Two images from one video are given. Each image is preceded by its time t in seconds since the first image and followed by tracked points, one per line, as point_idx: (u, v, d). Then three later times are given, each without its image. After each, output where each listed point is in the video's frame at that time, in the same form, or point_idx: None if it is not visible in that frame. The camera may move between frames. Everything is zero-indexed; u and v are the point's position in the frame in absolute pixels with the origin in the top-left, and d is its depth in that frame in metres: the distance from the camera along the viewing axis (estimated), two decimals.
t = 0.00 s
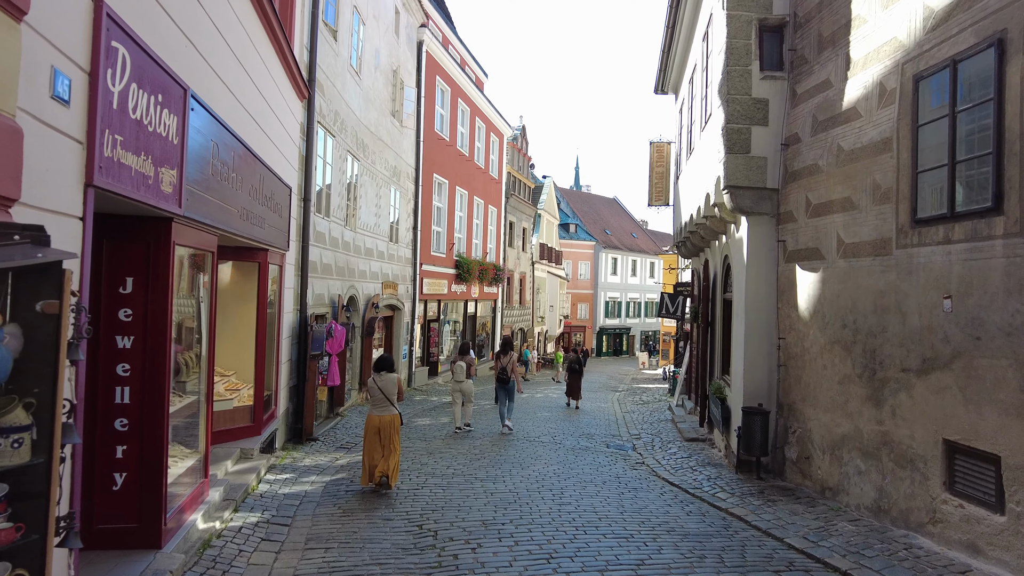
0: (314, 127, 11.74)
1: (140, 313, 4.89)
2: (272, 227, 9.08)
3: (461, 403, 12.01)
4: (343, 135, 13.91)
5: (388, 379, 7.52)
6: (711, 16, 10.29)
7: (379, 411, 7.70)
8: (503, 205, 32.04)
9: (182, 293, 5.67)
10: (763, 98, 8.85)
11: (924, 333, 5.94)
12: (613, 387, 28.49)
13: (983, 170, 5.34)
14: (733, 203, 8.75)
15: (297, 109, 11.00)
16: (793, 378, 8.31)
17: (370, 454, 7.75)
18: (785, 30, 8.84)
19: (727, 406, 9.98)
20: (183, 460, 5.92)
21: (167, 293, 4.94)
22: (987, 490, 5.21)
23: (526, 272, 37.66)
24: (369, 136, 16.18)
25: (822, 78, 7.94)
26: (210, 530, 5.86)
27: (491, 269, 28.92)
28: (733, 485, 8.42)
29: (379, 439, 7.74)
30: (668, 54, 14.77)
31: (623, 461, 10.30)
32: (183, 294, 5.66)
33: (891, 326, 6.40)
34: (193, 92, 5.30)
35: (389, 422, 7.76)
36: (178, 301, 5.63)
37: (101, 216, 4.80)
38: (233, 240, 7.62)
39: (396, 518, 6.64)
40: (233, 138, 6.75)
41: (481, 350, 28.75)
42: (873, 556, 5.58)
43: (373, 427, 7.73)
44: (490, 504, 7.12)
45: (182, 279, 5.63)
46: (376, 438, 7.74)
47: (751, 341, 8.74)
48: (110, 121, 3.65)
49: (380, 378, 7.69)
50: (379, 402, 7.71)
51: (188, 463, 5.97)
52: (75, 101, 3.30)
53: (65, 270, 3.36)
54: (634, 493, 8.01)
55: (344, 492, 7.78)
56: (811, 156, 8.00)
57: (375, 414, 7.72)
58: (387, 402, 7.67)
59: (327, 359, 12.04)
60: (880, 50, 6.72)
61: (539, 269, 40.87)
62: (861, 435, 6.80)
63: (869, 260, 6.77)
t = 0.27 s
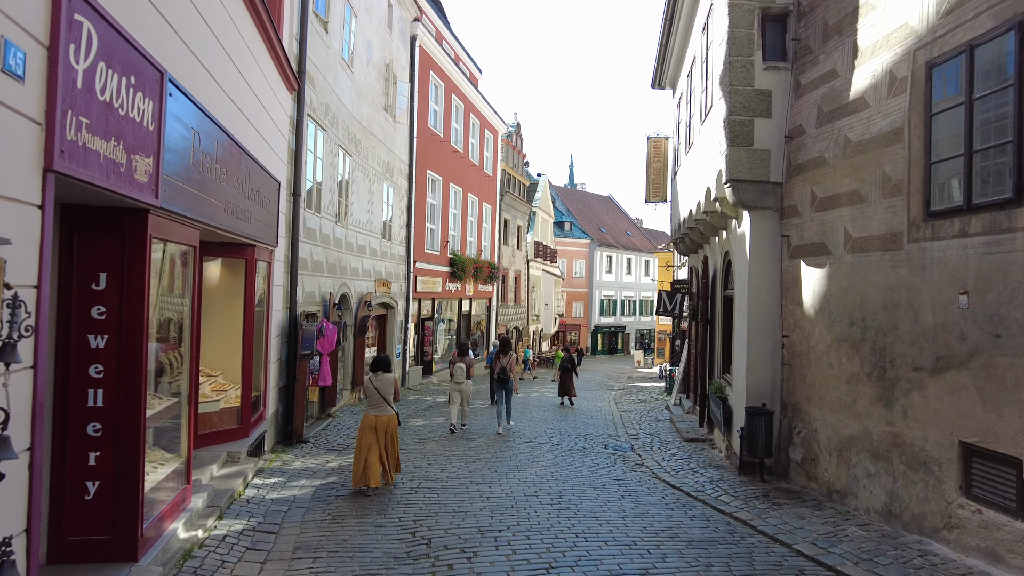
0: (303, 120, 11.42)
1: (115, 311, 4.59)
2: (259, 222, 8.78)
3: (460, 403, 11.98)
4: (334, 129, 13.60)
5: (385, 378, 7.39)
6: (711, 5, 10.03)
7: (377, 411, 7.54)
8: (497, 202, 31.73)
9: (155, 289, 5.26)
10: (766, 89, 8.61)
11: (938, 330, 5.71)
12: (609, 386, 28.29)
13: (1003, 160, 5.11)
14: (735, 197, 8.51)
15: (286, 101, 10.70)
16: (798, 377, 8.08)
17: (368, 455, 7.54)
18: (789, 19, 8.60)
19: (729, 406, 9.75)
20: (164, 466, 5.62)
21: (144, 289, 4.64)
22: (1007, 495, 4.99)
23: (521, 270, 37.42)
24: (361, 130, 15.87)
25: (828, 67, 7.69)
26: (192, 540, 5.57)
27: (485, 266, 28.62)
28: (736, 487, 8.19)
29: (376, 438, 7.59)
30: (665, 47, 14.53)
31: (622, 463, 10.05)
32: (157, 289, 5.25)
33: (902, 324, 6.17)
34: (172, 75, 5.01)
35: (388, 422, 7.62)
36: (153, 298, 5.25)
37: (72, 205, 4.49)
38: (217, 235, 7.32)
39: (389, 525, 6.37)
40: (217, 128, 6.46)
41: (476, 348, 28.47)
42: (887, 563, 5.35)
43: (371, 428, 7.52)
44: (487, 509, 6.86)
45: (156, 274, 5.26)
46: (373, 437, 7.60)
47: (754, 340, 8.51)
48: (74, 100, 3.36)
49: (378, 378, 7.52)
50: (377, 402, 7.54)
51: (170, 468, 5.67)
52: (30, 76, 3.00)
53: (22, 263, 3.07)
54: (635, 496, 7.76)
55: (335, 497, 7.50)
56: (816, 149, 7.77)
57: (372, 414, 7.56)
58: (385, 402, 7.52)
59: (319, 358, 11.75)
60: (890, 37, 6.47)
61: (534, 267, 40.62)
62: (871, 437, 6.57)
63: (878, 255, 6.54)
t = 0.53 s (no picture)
0: (297, 116, 11.16)
1: (93, 312, 4.33)
2: (251, 219, 8.51)
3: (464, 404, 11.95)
4: (328, 126, 13.34)
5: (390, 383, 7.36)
6: None
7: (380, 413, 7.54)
8: (495, 201, 31.47)
9: (145, 288, 5.17)
10: (773, 83, 8.38)
11: (957, 331, 5.50)
12: (609, 386, 28.10)
13: None
14: (742, 193, 8.28)
15: (279, 96, 10.44)
16: (806, 378, 7.86)
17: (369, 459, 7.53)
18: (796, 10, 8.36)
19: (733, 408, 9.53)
20: (148, 474, 5.36)
21: (124, 289, 4.38)
22: None
23: (520, 269, 37.20)
24: (357, 127, 15.61)
25: (837, 59, 7.46)
26: (178, 553, 5.31)
27: (483, 265, 28.39)
28: (743, 492, 7.95)
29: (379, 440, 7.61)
30: (666, 43, 14.30)
31: (624, 466, 9.81)
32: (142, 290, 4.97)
33: (917, 324, 5.94)
34: (155, 63, 4.75)
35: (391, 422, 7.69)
36: (143, 298, 5.13)
37: (47, 200, 4.22)
38: (206, 233, 7.07)
39: (386, 534, 6.13)
40: (205, 121, 6.20)
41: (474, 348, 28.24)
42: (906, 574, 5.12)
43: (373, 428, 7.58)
44: (487, 517, 6.62)
45: (145, 274, 5.11)
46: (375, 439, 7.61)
47: (760, 340, 8.29)
48: (40, 85, 3.10)
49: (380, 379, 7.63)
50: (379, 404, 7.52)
51: (155, 477, 5.42)
52: None
53: None
54: (639, 502, 7.52)
55: (329, 504, 7.25)
56: (824, 144, 7.54)
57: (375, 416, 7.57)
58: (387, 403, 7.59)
59: (313, 359, 11.52)
60: (904, 26, 6.24)
61: (533, 266, 40.40)
62: (884, 441, 6.35)
63: (891, 253, 6.31)
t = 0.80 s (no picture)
0: (293, 110, 10.92)
1: (74, 309, 4.10)
2: (245, 215, 8.28)
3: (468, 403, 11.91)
4: (325, 121, 13.10)
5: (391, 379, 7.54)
6: None
7: (380, 409, 7.69)
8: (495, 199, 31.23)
9: (133, 284, 4.95)
10: (781, 74, 8.15)
11: (979, 327, 5.29)
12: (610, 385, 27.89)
13: None
14: (749, 187, 8.07)
15: (275, 89, 10.21)
16: (817, 377, 7.64)
17: (365, 456, 7.60)
18: None
19: (740, 408, 9.32)
20: (136, 478, 5.14)
21: (106, 284, 4.16)
22: None
23: (520, 268, 37.00)
24: (354, 123, 15.37)
25: (848, 49, 7.23)
26: (167, 561, 5.08)
27: (483, 264, 28.15)
28: (752, 494, 7.73)
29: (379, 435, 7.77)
30: (669, 37, 14.06)
31: (629, 468, 9.59)
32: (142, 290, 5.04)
33: (936, 321, 5.72)
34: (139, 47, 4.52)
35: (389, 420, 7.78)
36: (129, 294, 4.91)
37: (24, 191, 3.99)
38: (197, 228, 6.83)
39: (384, 540, 5.91)
40: (196, 111, 5.97)
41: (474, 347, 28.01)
42: None
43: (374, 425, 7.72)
44: (488, 521, 6.39)
45: (139, 271, 5.00)
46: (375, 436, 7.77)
47: (768, 338, 8.07)
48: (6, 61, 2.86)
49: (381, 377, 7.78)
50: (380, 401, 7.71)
51: (144, 480, 5.20)
52: None
53: None
54: (644, 505, 7.29)
55: (326, 507, 7.03)
56: (835, 136, 7.32)
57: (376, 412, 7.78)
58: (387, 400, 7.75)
59: (311, 358, 11.30)
60: (920, 12, 6.01)
61: (533, 264, 40.19)
62: (899, 442, 6.13)
63: (907, 248, 6.09)
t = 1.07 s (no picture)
0: (289, 104, 10.66)
1: (50, 307, 3.86)
2: (239, 211, 8.03)
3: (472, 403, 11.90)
4: (322, 116, 12.85)
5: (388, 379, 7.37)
6: None
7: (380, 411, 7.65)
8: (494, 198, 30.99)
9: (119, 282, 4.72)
10: (792, 66, 7.90)
11: (1006, 327, 5.08)
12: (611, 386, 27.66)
13: None
14: (759, 182, 7.84)
15: (270, 83, 9.96)
16: (828, 379, 7.42)
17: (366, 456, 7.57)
18: None
19: (747, 409, 9.09)
20: (121, 485, 4.90)
21: (86, 281, 3.92)
22: None
23: (519, 267, 36.78)
24: (352, 119, 15.12)
25: (862, 39, 6.98)
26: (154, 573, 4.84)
27: (482, 263, 27.92)
28: (761, 499, 7.50)
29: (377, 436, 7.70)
30: (673, 31, 13.82)
31: (633, 471, 9.35)
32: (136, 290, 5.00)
33: (957, 321, 5.49)
34: (121, 29, 4.27)
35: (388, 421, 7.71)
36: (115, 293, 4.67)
37: None
38: (188, 224, 6.58)
39: (382, 548, 5.68)
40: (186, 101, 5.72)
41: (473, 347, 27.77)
42: None
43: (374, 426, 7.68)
44: (489, 529, 6.17)
45: (125, 269, 4.78)
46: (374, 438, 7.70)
47: (778, 339, 7.84)
48: None
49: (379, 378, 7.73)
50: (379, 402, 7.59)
51: (129, 487, 4.95)
52: None
53: None
54: (651, 511, 7.05)
55: (321, 513, 6.79)
56: (848, 129, 7.09)
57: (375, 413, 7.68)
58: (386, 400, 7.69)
59: (307, 359, 11.09)
60: None
61: (532, 264, 39.96)
62: (917, 447, 5.90)
63: (926, 244, 5.86)
